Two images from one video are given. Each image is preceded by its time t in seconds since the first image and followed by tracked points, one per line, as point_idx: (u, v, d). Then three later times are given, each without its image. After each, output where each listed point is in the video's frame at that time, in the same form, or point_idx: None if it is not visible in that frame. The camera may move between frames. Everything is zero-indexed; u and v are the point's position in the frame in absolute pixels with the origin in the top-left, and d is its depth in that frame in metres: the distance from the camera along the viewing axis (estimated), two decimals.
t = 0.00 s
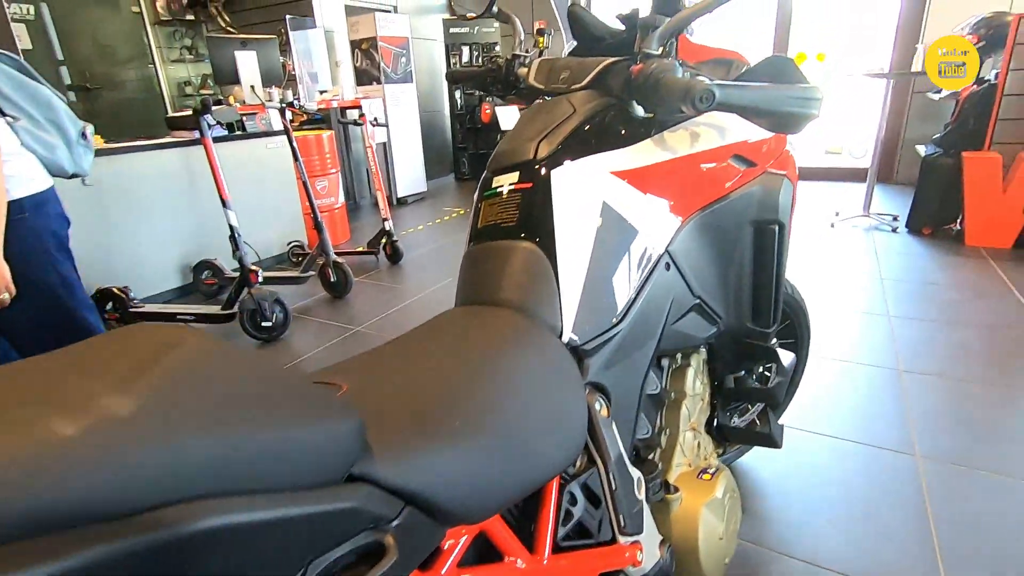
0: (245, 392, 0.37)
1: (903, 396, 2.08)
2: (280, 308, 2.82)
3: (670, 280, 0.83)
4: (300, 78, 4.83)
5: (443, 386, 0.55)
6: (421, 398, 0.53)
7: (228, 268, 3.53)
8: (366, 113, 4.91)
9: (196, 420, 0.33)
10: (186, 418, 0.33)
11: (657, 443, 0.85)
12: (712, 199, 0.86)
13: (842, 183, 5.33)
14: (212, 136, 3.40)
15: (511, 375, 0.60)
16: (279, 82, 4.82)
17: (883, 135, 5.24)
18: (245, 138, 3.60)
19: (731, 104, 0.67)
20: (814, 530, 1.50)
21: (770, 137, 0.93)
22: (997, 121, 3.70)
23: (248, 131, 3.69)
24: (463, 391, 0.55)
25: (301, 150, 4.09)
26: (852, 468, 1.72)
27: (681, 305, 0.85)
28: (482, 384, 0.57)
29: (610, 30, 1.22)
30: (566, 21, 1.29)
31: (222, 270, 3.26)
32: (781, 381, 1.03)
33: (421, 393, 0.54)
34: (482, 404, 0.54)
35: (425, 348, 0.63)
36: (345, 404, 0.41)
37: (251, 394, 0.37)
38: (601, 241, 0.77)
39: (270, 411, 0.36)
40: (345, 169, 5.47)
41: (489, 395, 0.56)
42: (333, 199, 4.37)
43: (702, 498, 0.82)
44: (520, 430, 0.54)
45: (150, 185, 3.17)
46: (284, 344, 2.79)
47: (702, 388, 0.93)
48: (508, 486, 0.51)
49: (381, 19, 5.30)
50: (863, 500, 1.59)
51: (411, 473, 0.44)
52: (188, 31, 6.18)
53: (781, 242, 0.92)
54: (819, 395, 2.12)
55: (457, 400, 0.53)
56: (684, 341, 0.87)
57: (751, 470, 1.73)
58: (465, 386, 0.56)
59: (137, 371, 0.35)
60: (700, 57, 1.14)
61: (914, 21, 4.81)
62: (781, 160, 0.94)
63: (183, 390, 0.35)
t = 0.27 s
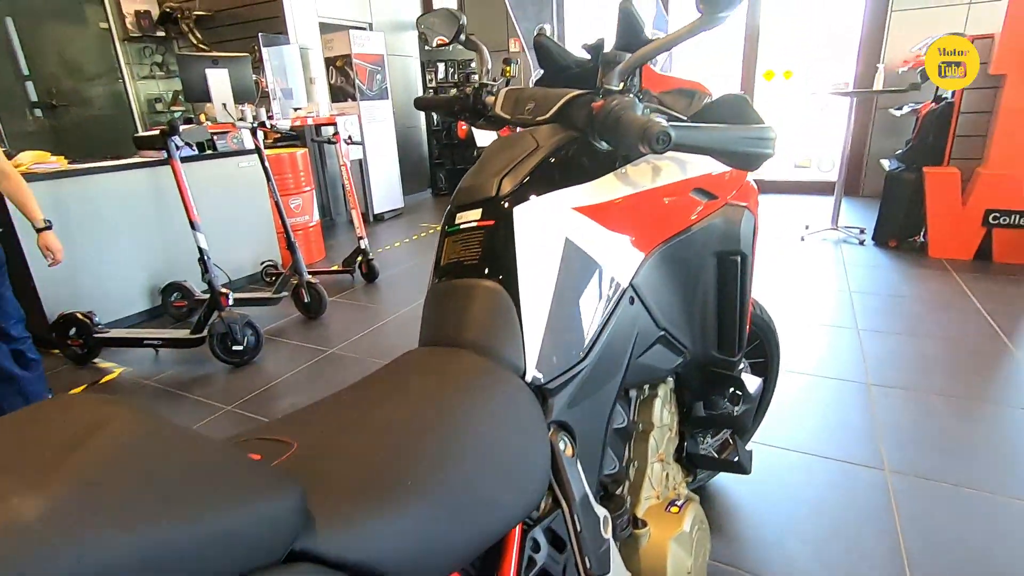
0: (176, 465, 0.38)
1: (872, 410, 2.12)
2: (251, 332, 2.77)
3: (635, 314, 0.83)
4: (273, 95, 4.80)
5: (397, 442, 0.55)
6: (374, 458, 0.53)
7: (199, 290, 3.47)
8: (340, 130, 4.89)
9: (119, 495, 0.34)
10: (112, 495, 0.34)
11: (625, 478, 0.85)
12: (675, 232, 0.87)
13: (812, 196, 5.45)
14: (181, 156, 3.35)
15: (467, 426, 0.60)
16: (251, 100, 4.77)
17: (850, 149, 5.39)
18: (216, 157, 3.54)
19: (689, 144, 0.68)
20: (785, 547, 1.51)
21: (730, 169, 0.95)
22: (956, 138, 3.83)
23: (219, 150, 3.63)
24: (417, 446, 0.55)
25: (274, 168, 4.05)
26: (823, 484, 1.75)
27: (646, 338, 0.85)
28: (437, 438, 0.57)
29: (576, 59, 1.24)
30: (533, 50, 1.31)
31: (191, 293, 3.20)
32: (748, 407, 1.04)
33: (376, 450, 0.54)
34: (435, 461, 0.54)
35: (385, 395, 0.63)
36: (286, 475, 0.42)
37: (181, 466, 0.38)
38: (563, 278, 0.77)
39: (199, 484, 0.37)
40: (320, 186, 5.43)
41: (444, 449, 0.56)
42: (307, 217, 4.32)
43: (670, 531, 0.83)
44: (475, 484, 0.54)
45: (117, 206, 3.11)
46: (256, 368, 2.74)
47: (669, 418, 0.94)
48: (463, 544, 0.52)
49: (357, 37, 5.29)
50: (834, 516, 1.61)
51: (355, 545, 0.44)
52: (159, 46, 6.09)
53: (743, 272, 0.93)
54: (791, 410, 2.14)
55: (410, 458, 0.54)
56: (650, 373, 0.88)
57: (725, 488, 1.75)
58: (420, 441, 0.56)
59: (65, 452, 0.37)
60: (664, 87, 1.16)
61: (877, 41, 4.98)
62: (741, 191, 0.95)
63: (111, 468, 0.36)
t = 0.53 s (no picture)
0: (128, 531, 0.37)
1: (848, 422, 2.15)
2: (228, 352, 2.72)
3: (608, 341, 0.84)
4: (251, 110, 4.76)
5: (365, 489, 0.55)
6: (342, 507, 0.52)
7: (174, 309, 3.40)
8: (321, 145, 4.86)
9: (69, 567, 0.33)
10: (60, 566, 0.33)
11: (600, 506, 0.85)
12: (647, 259, 0.88)
13: (788, 208, 5.56)
14: (156, 172, 3.30)
15: (438, 469, 0.60)
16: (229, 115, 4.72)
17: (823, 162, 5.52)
18: (192, 173, 3.49)
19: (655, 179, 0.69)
20: (767, 564, 1.51)
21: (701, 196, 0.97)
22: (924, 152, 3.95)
23: (196, 165, 3.59)
24: (385, 494, 0.55)
25: (253, 184, 4.02)
26: (802, 497, 1.76)
27: (620, 366, 0.86)
28: (406, 485, 0.56)
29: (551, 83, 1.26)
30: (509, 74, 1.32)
31: (166, 312, 3.14)
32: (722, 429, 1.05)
33: (344, 497, 0.54)
34: (403, 509, 0.54)
35: (355, 436, 0.63)
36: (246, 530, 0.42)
37: (135, 531, 0.37)
38: (535, 308, 0.77)
39: (159, 548, 0.37)
40: (299, 200, 5.38)
41: (412, 497, 0.55)
42: (286, 233, 4.28)
43: (646, 559, 0.85)
44: (442, 531, 0.54)
45: (89, 225, 3.04)
46: (234, 389, 2.69)
47: (645, 444, 0.94)
48: None
49: (337, 52, 5.27)
50: (813, 531, 1.63)
51: None
52: (134, 60, 6.02)
53: (714, 298, 0.95)
54: (769, 424, 2.17)
55: (377, 508, 0.53)
56: (623, 400, 0.88)
57: (707, 503, 1.75)
58: (390, 485, 0.56)
59: (9, 522, 0.35)
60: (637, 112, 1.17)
61: (847, 57, 5.13)
62: (712, 217, 0.97)
63: (61, 537, 0.35)
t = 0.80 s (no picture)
0: None
1: (828, 435, 2.18)
2: (206, 370, 2.68)
3: (585, 367, 0.84)
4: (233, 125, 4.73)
5: (337, 525, 0.54)
6: (311, 546, 0.51)
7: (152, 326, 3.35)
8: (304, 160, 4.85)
9: None
10: None
11: (578, 532, 0.85)
12: (623, 284, 0.88)
13: (770, 221, 5.66)
14: (135, 189, 3.25)
15: (412, 503, 0.59)
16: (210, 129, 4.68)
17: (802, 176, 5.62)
18: (172, 188, 3.45)
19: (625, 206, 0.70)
20: None
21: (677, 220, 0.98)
22: (898, 167, 4.04)
23: (176, 181, 3.55)
24: (356, 530, 0.54)
25: (234, 200, 3.99)
26: (784, 512, 1.77)
27: (598, 390, 0.86)
28: (379, 519, 0.56)
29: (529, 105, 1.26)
30: (488, 96, 1.33)
31: (144, 330, 3.08)
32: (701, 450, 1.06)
33: (314, 533, 0.53)
34: (374, 546, 0.53)
35: (327, 468, 0.62)
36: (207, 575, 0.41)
37: None
38: (511, 334, 0.77)
39: None
40: (283, 215, 5.35)
41: (384, 532, 0.55)
42: (268, 249, 4.24)
43: None
44: (414, 567, 0.54)
45: (64, 242, 2.98)
46: (212, 409, 2.64)
47: (624, 467, 0.94)
48: None
49: (320, 67, 5.25)
50: (795, 546, 1.63)
51: None
52: (114, 74, 5.95)
53: (690, 322, 0.96)
54: (751, 439, 2.18)
55: (348, 545, 0.52)
56: (601, 424, 0.88)
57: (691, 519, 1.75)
58: (362, 520, 0.55)
59: None
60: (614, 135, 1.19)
61: (823, 74, 5.26)
62: (687, 241, 0.98)
63: None
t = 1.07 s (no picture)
0: None
1: (814, 442, 2.19)
2: (189, 383, 2.64)
3: (568, 378, 0.84)
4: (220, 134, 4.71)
5: (313, 540, 0.54)
6: (284, 563, 0.50)
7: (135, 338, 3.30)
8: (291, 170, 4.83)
9: None
10: None
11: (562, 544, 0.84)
12: (605, 295, 0.89)
13: (755, 229, 5.73)
14: (118, 199, 3.22)
15: (388, 518, 0.58)
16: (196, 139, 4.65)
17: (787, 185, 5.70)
18: (156, 199, 3.42)
19: (606, 218, 0.70)
20: None
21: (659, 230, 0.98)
22: (879, 177, 4.11)
23: (160, 191, 3.51)
24: (331, 549, 0.53)
25: (220, 210, 3.96)
26: (770, 519, 1.78)
27: (581, 401, 0.86)
28: (354, 536, 0.55)
29: (512, 115, 1.27)
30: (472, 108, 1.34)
31: (126, 341, 3.03)
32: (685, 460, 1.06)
33: (290, 549, 0.53)
34: (348, 564, 0.52)
35: (304, 484, 0.61)
36: None
37: None
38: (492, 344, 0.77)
39: None
40: (270, 224, 5.32)
41: (359, 549, 0.54)
42: (254, 258, 4.21)
43: None
44: None
45: (45, 253, 2.94)
46: (196, 421, 2.60)
47: (608, 478, 0.94)
48: None
49: (307, 76, 5.23)
50: (781, 553, 1.64)
51: None
52: (99, 83, 5.90)
53: (673, 332, 0.96)
54: (739, 447, 2.19)
55: (319, 563, 0.51)
56: (584, 436, 0.88)
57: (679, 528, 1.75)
58: (339, 535, 0.55)
59: None
60: (597, 146, 1.20)
61: (806, 85, 5.36)
62: (668, 252, 0.99)
63: None
